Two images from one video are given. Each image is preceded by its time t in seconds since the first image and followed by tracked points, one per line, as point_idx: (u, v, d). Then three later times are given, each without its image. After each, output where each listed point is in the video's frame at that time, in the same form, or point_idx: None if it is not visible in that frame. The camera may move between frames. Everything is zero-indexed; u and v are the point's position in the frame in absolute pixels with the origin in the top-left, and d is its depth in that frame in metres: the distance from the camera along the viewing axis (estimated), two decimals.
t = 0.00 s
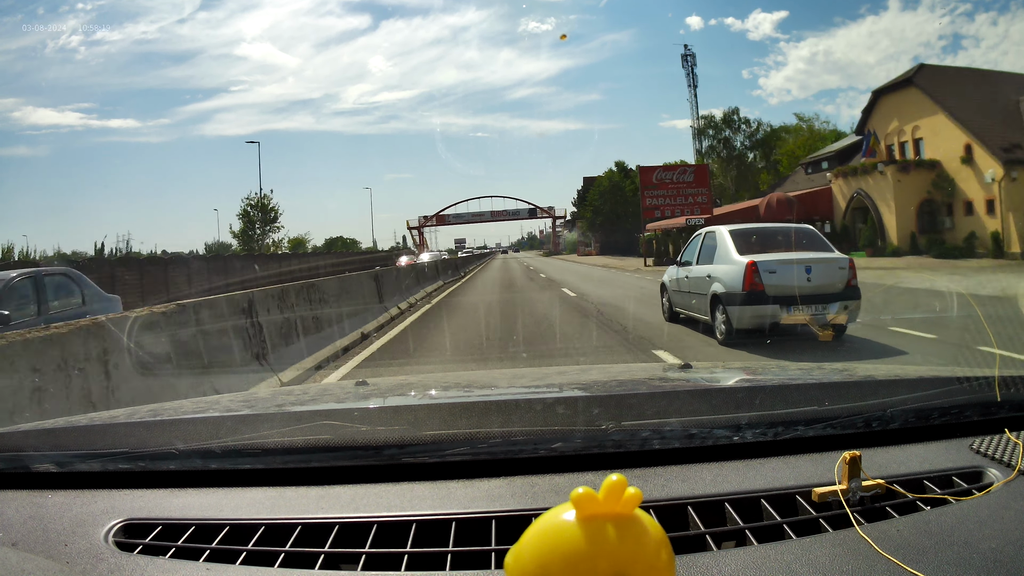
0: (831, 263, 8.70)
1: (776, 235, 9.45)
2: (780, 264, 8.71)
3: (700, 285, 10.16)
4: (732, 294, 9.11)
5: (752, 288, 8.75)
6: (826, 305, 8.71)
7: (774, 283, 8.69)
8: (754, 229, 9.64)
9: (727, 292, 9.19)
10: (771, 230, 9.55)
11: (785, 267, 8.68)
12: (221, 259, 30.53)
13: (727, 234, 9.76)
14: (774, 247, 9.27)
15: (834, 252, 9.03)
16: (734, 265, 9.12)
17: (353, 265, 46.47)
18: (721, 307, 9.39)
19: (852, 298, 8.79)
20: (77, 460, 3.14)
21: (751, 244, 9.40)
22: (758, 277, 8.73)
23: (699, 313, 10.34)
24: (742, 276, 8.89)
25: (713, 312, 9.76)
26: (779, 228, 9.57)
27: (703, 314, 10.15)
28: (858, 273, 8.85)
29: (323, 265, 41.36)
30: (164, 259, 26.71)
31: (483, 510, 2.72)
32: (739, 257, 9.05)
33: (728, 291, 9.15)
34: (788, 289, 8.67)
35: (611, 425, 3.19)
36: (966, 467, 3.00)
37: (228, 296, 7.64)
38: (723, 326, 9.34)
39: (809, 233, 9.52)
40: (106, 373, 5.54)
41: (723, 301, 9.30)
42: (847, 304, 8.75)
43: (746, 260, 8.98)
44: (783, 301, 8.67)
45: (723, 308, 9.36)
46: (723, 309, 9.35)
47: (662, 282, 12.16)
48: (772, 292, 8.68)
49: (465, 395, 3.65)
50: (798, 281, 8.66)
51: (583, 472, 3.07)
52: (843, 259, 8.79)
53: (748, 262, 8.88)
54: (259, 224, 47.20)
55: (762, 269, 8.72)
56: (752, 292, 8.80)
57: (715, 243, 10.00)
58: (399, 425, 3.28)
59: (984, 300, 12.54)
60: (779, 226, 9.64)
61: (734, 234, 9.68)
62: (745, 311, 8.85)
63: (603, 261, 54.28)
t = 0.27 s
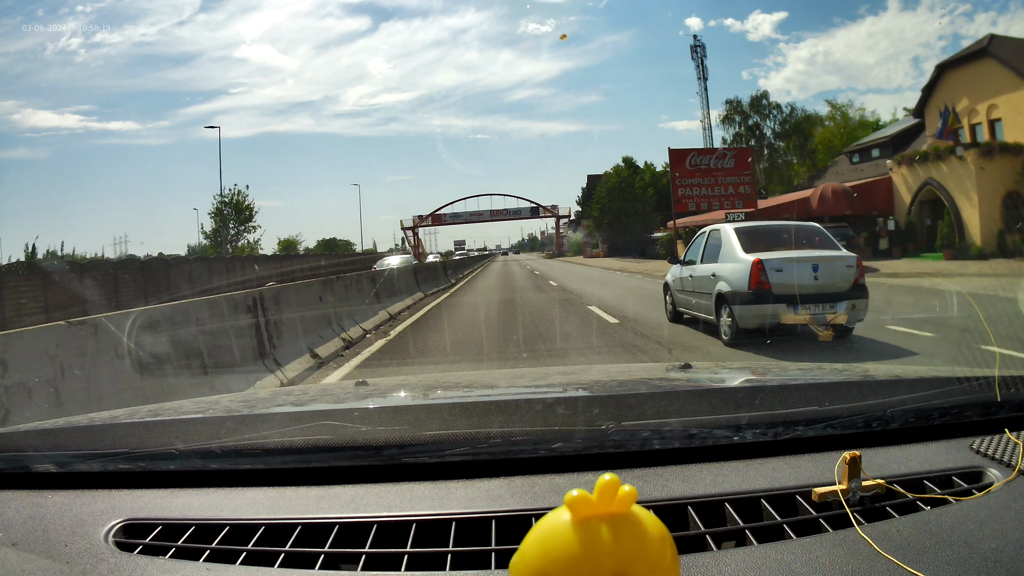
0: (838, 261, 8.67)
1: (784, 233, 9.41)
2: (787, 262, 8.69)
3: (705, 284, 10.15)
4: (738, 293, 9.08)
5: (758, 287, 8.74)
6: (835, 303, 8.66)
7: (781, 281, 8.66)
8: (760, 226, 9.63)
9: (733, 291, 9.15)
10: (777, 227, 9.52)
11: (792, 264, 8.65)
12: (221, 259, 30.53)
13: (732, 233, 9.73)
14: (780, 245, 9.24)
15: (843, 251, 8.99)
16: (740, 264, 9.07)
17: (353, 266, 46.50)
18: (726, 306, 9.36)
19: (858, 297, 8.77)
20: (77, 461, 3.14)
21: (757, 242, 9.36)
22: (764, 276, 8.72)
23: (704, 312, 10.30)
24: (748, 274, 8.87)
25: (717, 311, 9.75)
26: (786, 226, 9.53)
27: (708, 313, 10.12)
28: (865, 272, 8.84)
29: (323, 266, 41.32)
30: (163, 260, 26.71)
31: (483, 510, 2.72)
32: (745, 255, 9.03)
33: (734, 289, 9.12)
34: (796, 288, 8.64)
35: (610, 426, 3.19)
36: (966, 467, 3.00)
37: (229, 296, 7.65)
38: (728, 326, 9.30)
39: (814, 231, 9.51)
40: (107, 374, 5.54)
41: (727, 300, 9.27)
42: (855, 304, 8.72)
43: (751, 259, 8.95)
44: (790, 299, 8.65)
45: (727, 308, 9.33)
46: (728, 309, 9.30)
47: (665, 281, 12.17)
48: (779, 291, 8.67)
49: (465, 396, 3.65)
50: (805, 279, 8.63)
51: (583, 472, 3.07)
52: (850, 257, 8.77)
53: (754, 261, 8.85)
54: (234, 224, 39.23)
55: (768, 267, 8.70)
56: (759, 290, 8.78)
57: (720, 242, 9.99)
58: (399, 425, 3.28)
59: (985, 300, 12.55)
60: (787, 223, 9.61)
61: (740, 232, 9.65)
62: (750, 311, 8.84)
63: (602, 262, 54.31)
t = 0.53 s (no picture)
0: (850, 262, 8.57)
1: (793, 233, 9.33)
2: (798, 262, 8.58)
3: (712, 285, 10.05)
4: (748, 294, 8.95)
5: (768, 287, 8.61)
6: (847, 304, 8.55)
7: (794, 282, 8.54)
8: (769, 228, 9.56)
9: (742, 292, 9.04)
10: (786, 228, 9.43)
11: (804, 265, 8.55)
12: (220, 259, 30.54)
13: (742, 233, 9.65)
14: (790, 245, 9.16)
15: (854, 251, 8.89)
16: (751, 264, 8.97)
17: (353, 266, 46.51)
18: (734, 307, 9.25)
19: (870, 298, 8.65)
20: (77, 461, 3.15)
21: (766, 243, 9.28)
22: (775, 276, 8.60)
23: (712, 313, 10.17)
24: (758, 275, 8.76)
25: (725, 313, 9.64)
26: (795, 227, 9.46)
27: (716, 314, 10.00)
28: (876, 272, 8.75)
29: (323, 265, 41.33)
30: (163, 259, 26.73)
31: (483, 510, 2.72)
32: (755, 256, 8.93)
33: (743, 290, 9.01)
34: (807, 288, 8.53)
35: (610, 425, 3.19)
36: (966, 467, 3.00)
37: (229, 296, 7.65)
38: (736, 329, 9.16)
39: (824, 232, 9.43)
40: (106, 374, 5.54)
41: (737, 301, 9.17)
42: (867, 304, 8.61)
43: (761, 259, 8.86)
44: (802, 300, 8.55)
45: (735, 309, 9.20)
46: (737, 311, 9.18)
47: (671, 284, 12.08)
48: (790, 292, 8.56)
49: (465, 395, 3.65)
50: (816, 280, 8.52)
51: (583, 472, 3.07)
52: (862, 258, 8.67)
53: (764, 261, 8.75)
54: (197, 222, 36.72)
55: (779, 267, 8.59)
56: (770, 291, 8.66)
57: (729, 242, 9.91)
58: (399, 425, 3.28)
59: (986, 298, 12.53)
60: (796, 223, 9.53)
61: (749, 233, 9.57)
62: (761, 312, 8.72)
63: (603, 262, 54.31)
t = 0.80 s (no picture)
0: (865, 265, 8.15)
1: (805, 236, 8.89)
2: (814, 265, 8.10)
3: (722, 289, 9.58)
4: (760, 298, 8.47)
5: (782, 292, 8.13)
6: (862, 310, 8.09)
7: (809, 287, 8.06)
8: (781, 228, 9.07)
9: (753, 297, 8.55)
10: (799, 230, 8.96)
11: (820, 268, 8.06)
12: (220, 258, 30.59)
13: (751, 234, 9.18)
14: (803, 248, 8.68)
15: (867, 254, 8.47)
16: (764, 268, 8.48)
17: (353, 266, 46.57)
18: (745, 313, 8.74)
19: (885, 304, 8.23)
20: (77, 461, 3.15)
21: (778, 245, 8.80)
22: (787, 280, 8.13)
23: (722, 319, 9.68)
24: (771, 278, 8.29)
25: (738, 318, 9.14)
26: (809, 229, 8.98)
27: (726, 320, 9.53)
28: (891, 277, 8.34)
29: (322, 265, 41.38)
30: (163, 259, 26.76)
31: (483, 510, 2.72)
32: (768, 259, 8.46)
33: (755, 295, 8.52)
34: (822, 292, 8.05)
35: (610, 425, 3.19)
36: (966, 467, 3.00)
37: (229, 297, 7.65)
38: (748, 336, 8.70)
39: (839, 234, 8.96)
40: (106, 375, 5.54)
41: (748, 305, 8.66)
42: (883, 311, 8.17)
43: (774, 262, 8.38)
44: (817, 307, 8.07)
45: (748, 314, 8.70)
46: (749, 317, 8.67)
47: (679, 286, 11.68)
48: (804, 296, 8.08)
49: (465, 395, 3.65)
50: (831, 284, 8.06)
51: (583, 472, 3.07)
52: (879, 261, 8.24)
53: (778, 265, 8.27)
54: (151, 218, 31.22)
55: (792, 271, 8.12)
56: (782, 295, 8.17)
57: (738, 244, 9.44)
58: (399, 425, 3.28)
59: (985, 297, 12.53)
60: (810, 226, 9.04)
61: (760, 234, 9.09)
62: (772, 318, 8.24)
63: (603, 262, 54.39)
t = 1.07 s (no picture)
0: (882, 263, 7.94)
1: (818, 234, 8.70)
2: (828, 265, 7.94)
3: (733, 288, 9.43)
4: (772, 298, 8.32)
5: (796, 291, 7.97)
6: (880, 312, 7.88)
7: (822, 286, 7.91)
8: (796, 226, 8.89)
9: (767, 297, 8.39)
10: (812, 228, 8.79)
11: (834, 267, 7.90)
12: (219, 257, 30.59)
13: (764, 231, 9.00)
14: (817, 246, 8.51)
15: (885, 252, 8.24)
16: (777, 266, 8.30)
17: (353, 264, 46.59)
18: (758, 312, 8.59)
19: (904, 304, 7.98)
20: (77, 460, 3.15)
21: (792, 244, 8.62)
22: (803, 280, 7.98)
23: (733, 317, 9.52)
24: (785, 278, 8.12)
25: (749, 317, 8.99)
26: (822, 227, 8.81)
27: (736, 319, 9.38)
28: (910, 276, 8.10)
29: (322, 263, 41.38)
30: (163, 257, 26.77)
31: (484, 510, 2.72)
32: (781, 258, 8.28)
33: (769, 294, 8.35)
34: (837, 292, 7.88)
35: (610, 426, 3.19)
36: (966, 467, 3.00)
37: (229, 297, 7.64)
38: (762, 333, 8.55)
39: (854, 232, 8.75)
40: (105, 375, 5.53)
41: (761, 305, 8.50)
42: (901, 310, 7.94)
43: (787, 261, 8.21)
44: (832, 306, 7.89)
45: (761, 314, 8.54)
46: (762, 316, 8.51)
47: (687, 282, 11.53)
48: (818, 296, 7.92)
49: (464, 396, 3.65)
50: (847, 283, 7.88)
51: (583, 472, 3.07)
52: (895, 258, 8.03)
53: (790, 264, 8.12)
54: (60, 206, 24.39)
55: (806, 270, 7.95)
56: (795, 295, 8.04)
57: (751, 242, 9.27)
58: (399, 425, 3.28)
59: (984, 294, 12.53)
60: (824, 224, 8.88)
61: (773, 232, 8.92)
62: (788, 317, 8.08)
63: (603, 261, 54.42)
